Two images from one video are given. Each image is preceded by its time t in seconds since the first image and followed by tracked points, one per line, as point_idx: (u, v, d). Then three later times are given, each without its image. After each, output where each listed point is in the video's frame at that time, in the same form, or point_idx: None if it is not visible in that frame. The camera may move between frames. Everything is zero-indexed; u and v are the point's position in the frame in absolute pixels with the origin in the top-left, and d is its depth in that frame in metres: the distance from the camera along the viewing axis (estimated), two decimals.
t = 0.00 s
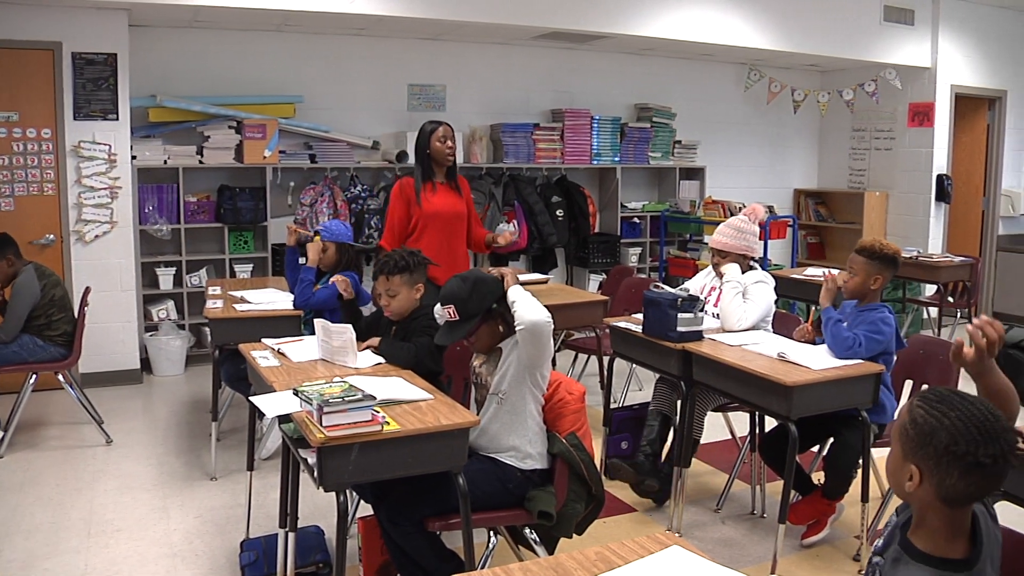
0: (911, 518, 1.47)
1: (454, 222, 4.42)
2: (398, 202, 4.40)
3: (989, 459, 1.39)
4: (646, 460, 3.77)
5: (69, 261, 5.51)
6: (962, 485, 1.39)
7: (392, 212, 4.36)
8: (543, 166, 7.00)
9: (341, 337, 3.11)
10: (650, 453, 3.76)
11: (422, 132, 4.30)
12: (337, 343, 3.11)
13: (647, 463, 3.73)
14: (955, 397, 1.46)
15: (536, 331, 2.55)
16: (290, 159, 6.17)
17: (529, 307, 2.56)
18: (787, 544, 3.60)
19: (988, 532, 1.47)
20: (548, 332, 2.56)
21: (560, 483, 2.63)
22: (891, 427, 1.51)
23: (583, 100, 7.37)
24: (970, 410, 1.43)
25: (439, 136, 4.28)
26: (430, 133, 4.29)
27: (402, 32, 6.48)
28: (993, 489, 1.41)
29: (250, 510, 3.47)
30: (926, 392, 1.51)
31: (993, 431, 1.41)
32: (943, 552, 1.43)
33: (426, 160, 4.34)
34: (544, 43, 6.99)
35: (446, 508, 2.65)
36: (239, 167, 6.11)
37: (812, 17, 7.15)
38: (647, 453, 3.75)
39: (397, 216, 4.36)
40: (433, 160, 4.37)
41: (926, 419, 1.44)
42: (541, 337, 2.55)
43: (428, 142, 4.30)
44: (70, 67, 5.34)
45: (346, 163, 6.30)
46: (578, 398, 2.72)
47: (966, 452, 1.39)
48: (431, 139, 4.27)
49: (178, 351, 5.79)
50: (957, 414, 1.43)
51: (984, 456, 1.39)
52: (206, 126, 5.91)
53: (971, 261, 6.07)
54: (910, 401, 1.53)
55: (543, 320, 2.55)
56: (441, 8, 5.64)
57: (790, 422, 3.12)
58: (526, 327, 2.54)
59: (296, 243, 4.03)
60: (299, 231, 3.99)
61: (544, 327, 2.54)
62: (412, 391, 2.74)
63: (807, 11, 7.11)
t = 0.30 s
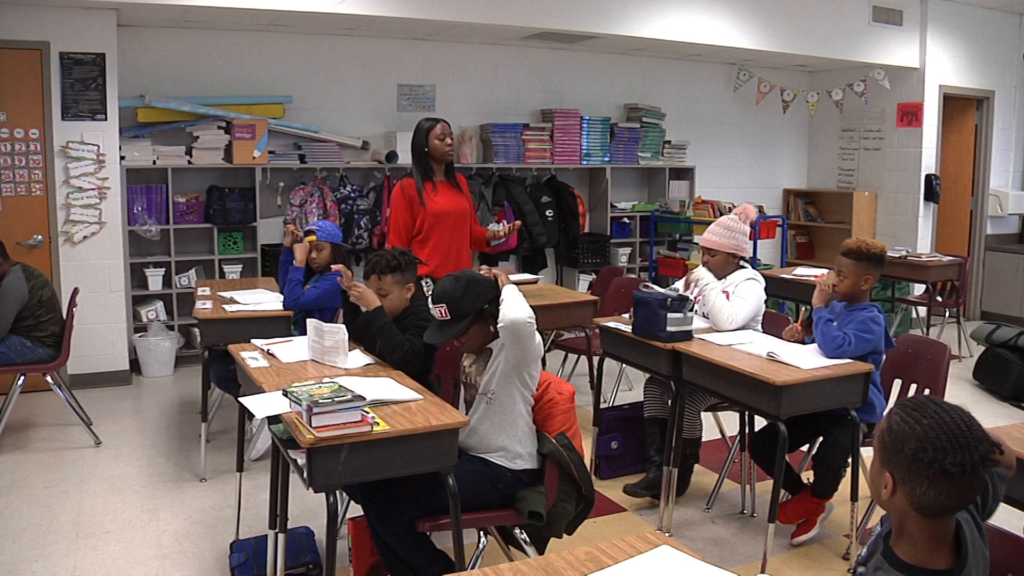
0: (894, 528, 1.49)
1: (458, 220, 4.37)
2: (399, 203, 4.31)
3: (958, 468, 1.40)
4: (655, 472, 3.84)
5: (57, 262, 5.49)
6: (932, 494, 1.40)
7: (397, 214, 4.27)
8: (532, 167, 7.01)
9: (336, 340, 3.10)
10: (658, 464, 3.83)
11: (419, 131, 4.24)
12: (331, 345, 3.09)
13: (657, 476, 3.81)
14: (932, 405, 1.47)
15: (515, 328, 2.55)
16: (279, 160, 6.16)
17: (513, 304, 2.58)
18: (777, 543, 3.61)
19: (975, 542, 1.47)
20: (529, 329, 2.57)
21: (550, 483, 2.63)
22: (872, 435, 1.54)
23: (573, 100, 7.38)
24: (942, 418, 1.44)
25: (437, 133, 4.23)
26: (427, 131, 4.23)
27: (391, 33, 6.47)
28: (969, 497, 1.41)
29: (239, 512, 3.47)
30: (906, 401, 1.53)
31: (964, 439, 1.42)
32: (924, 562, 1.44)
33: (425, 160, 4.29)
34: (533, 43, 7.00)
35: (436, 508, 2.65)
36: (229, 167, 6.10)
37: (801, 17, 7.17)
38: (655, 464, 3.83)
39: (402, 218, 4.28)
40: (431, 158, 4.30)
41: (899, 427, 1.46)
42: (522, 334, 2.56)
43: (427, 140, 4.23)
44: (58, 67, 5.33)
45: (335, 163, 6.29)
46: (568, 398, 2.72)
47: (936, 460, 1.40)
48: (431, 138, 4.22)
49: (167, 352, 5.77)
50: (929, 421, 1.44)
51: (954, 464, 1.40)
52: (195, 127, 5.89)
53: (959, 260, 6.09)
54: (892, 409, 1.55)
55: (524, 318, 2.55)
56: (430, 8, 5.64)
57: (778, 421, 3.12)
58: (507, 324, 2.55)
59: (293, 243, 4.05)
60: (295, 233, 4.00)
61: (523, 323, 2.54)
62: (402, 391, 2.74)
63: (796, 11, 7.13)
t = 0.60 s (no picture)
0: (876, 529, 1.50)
1: (456, 222, 4.30)
2: (398, 208, 4.18)
3: (932, 466, 1.40)
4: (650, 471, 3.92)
5: (41, 262, 5.47)
6: (907, 493, 1.41)
7: (397, 220, 4.15)
8: (519, 167, 7.01)
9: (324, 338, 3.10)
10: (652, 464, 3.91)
11: (417, 132, 4.05)
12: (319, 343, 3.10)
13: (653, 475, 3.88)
14: (906, 404, 1.48)
15: (503, 327, 2.52)
16: (265, 160, 6.14)
17: (502, 305, 2.56)
18: (764, 542, 3.62)
19: (956, 542, 1.47)
20: (519, 330, 2.54)
21: (538, 484, 2.62)
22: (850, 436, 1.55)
23: (559, 100, 7.39)
24: (918, 417, 1.45)
25: (435, 135, 4.06)
26: (425, 132, 4.05)
27: (377, 32, 6.46)
28: (945, 495, 1.42)
29: (225, 514, 3.46)
30: (883, 400, 1.54)
31: (937, 437, 1.42)
32: (904, 563, 1.44)
33: (422, 160, 4.14)
34: (519, 43, 7.00)
35: (423, 509, 2.65)
36: (215, 167, 6.08)
37: (787, 17, 7.19)
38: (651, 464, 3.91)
39: (402, 223, 4.17)
40: (430, 158, 4.15)
41: (875, 427, 1.47)
42: (511, 335, 2.53)
43: (425, 141, 4.05)
44: (42, 67, 5.30)
45: (322, 163, 6.28)
46: (555, 398, 2.71)
47: (910, 459, 1.41)
48: (429, 140, 4.04)
49: (153, 354, 5.75)
50: (904, 420, 1.45)
51: (927, 461, 1.40)
52: (181, 127, 5.87)
53: (944, 260, 6.12)
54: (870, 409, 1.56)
55: (513, 318, 2.53)
56: (416, 8, 5.63)
57: (765, 420, 3.13)
58: (497, 325, 2.52)
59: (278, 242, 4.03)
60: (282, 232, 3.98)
61: (511, 324, 2.52)
62: (388, 392, 2.73)
63: (782, 11, 7.15)
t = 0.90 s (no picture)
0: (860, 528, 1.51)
1: (458, 226, 4.13)
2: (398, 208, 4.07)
3: (921, 470, 1.41)
4: (618, 467, 3.83)
5: (24, 263, 5.44)
6: (895, 495, 1.42)
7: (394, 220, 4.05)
8: (504, 166, 7.01)
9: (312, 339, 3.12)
10: (620, 460, 3.82)
11: (421, 132, 3.94)
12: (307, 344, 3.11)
13: (618, 471, 3.79)
14: (895, 407, 1.49)
15: (494, 326, 2.52)
16: (250, 159, 6.13)
17: (490, 303, 2.55)
18: (749, 540, 3.64)
19: (938, 543, 1.49)
20: (507, 329, 2.54)
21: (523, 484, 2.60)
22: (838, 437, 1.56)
23: (545, 100, 7.39)
24: (906, 420, 1.46)
25: (439, 136, 3.94)
26: (428, 132, 3.93)
27: (362, 32, 6.45)
28: (931, 498, 1.43)
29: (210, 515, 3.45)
30: (871, 402, 1.55)
31: (927, 441, 1.43)
32: (887, 563, 1.45)
33: (427, 161, 4.02)
34: (504, 43, 7.00)
35: (408, 509, 2.64)
36: (200, 168, 6.06)
37: (772, 17, 7.21)
38: (618, 459, 3.81)
39: (398, 223, 4.06)
40: (433, 159, 4.02)
41: (864, 428, 1.47)
42: (500, 334, 2.53)
43: (429, 143, 3.94)
44: (24, 67, 5.27)
45: (306, 163, 6.27)
46: (540, 398, 2.70)
47: (899, 462, 1.42)
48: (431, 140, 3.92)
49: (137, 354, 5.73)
50: (893, 423, 1.46)
51: (917, 466, 1.41)
52: (165, 127, 5.85)
53: (928, 258, 6.15)
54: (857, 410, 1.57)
55: (502, 317, 2.53)
56: (401, 8, 5.62)
57: (750, 420, 3.14)
58: (486, 324, 2.52)
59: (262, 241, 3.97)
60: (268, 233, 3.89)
61: (501, 323, 2.52)
62: (374, 392, 2.73)
63: (767, 11, 7.17)
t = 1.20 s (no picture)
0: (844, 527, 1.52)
1: (467, 226, 4.07)
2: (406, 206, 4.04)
3: (908, 471, 1.42)
4: (600, 464, 3.83)
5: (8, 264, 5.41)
6: (882, 496, 1.42)
7: (401, 217, 4.02)
8: (491, 166, 7.02)
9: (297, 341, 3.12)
10: (603, 457, 3.83)
11: (431, 130, 3.92)
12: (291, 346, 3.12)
13: (601, 468, 3.79)
14: (879, 407, 1.49)
15: (478, 323, 2.52)
16: (235, 160, 6.11)
17: (474, 302, 2.55)
18: (736, 539, 3.65)
19: (921, 540, 1.50)
20: (491, 327, 2.54)
21: (510, 483, 2.59)
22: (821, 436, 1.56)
23: (531, 100, 7.39)
24: (892, 421, 1.46)
25: (448, 135, 3.91)
26: (438, 131, 3.91)
27: (348, 32, 6.44)
28: (917, 498, 1.44)
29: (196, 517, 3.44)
30: (855, 402, 1.54)
31: (913, 442, 1.44)
32: (871, 562, 1.47)
33: (436, 159, 3.98)
34: (490, 43, 7.00)
35: (395, 510, 2.63)
36: (185, 168, 6.04)
37: (758, 17, 7.24)
38: (601, 457, 3.82)
39: (405, 221, 4.01)
40: (443, 159, 3.98)
41: (849, 429, 1.47)
42: (484, 331, 2.53)
43: (438, 141, 3.92)
44: (7, 66, 5.24)
45: (292, 163, 6.26)
46: (526, 398, 2.70)
47: (886, 463, 1.42)
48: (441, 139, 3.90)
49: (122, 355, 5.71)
50: (878, 424, 1.46)
51: (904, 467, 1.42)
52: (149, 127, 5.83)
53: (913, 257, 6.18)
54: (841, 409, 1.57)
55: (486, 314, 2.53)
56: (388, 8, 5.62)
57: (736, 419, 3.15)
58: (470, 321, 2.52)
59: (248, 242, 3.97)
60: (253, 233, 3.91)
61: (484, 321, 2.51)
62: (359, 393, 2.73)
63: (753, 11, 7.20)
